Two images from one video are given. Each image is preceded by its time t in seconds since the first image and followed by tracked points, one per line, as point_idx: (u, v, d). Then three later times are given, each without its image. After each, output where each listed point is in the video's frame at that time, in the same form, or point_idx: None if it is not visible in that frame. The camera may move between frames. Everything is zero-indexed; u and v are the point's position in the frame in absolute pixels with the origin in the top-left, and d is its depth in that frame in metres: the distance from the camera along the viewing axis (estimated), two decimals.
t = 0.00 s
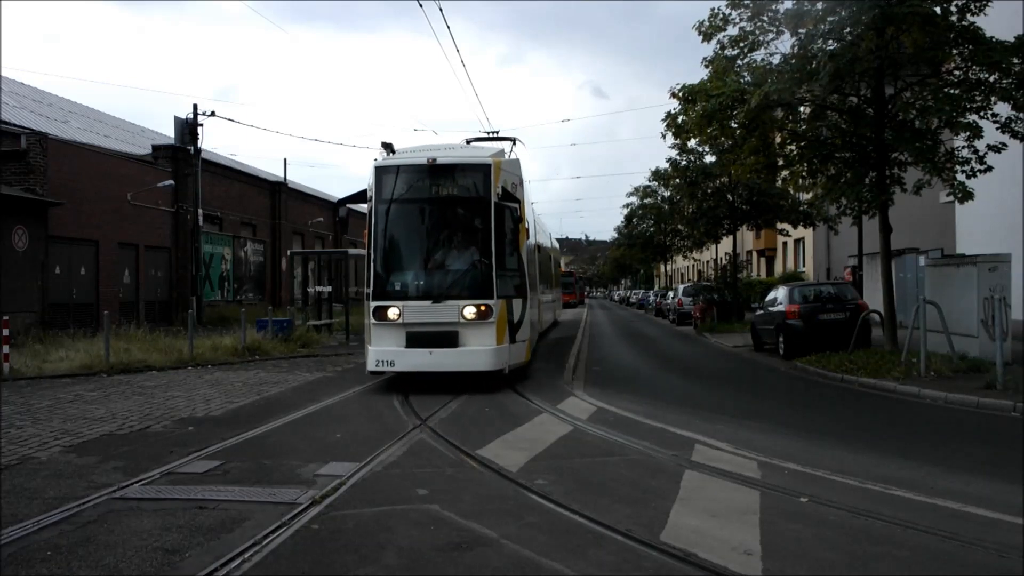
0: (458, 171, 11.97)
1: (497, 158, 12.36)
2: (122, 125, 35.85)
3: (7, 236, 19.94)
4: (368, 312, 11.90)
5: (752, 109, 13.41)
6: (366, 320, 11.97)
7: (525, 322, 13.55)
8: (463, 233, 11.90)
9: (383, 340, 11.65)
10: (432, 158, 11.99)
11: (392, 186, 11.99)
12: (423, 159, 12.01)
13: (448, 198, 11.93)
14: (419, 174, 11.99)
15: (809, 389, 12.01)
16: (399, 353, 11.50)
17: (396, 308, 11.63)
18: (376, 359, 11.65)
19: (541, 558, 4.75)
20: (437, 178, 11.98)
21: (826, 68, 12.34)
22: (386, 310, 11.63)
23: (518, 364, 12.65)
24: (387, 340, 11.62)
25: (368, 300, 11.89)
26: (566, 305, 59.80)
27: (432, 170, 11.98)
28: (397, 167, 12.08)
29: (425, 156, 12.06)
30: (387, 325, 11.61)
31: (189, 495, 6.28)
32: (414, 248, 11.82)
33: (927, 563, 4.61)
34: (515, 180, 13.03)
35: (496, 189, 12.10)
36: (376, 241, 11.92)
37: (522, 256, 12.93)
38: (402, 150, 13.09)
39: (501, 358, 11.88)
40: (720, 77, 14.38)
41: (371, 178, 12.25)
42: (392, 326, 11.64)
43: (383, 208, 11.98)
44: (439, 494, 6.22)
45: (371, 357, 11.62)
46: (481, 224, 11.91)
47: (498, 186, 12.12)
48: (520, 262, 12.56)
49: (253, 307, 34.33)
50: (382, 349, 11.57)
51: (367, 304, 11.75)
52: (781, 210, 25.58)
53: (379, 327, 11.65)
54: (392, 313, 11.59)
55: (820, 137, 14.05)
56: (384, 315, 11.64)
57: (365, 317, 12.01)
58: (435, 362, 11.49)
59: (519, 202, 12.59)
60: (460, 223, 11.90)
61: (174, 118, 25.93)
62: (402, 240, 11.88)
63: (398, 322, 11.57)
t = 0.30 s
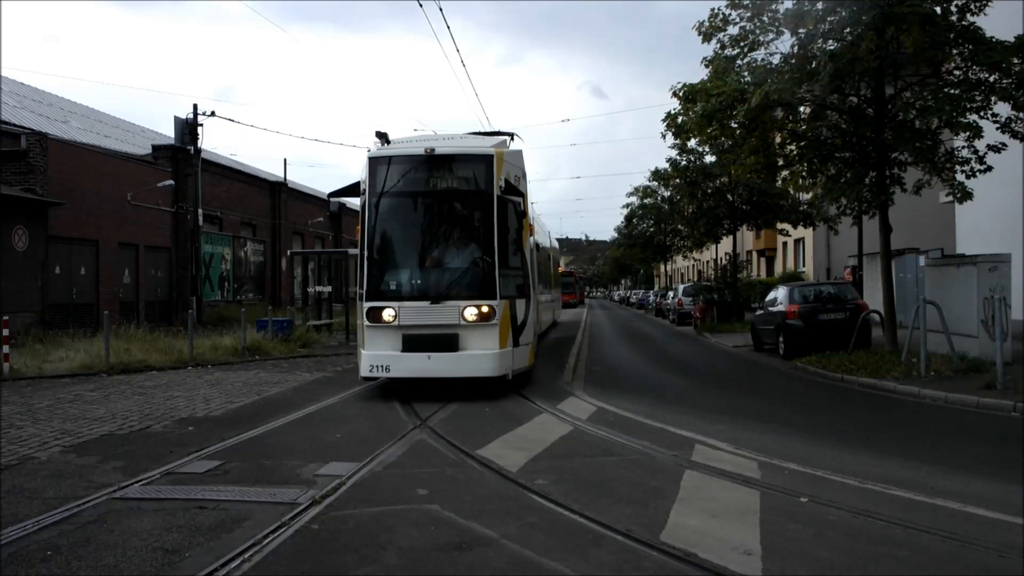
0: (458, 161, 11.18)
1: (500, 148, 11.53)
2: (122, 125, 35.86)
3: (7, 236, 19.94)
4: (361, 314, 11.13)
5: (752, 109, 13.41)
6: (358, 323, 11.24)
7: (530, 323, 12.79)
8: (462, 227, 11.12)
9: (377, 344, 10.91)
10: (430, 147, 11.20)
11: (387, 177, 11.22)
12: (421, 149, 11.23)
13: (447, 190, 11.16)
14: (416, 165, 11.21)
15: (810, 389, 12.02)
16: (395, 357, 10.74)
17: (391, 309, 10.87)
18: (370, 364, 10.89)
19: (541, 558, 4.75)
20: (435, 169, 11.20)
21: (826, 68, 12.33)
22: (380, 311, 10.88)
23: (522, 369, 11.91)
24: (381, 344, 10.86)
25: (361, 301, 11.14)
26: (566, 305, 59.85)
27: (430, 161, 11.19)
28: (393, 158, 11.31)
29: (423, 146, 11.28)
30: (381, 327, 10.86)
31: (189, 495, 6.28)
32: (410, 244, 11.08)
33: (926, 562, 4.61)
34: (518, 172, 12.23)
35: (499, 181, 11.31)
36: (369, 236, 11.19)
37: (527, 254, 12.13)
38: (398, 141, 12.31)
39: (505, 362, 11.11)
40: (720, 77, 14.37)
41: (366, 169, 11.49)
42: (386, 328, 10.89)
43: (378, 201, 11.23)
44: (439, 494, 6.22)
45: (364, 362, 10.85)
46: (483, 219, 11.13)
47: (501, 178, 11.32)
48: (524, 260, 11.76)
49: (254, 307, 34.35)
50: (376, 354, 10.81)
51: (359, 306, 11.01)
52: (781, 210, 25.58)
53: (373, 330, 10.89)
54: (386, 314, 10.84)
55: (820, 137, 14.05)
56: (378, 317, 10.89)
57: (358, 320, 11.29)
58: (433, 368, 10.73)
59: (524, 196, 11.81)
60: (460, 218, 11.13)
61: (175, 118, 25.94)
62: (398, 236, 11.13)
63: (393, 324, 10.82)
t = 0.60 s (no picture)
0: (461, 150, 10.48)
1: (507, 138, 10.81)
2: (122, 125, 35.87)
3: (7, 236, 19.94)
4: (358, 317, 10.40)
5: (752, 109, 13.41)
6: (354, 326, 10.49)
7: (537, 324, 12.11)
8: (465, 221, 10.40)
9: (375, 348, 10.18)
10: (433, 135, 10.50)
11: (385, 168, 10.51)
12: (422, 137, 10.52)
13: (449, 182, 10.45)
14: (417, 154, 10.50)
15: (810, 389, 12.02)
16: (394, 363, 10.03)
17: (390, 310, 10.16)
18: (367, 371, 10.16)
19: (541, 558, 4.75)
20: (437, 159, 10.48)
21: (826, 68, 12.32)
22: (378, 313, 10.15)
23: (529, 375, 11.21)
24: (379, 349, 10.14)
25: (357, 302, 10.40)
26: (567, 305, 59.85)
27: (431, 150, 10.48)
28: (391, 147, 10.59)
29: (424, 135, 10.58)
30: (379, 330, 10.14)
31: (189, 495, 6.28)
32: (409, 240, 10.36)
33: (926, 562, 4.61)
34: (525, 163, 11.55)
35: (506, 172, 10.60)
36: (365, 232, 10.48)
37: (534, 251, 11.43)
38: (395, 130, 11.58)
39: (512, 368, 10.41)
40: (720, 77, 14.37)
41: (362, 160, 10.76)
42: (384, 332, 10.17)
43: (376, 194, 10.51)
44: (439, 494, 6.22)
45: (361, 368, 10.12)
46: (487, 212, 10.42)
47: (508, 169, 10.63)
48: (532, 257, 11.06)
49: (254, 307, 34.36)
50: (374, 359, 10.09)
51: (355, 307, 10.27)
52: (781, 210, 25.59)
53: (370, 333, 10.17)
54: (385, 316, 10.12)
55: (820, 137, 14.05)
56: (375, 320, 10.15)
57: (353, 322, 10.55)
58: (435, 375, 10.01)
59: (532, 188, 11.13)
60: (463, 211, 10.42)
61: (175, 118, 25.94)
62: (396, 232, 10.40)
63: (392, 326, 10.10)
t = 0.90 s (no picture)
0: (470, 137, 9.61)
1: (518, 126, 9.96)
2: (123, 125, 35.89)
3: (7, 236, 19.94)
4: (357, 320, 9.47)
5: (752, 109, 13.43)
6: (353, 330, 9.63)
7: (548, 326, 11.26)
8: (474, 215, 9.52)
9: (376, 354, 9.28)
10: (439, 121, 9.63)
11: (385, 156, 9.59)
12: (428, 123, 9.63)
13: (456, 172, 9.56)
14: (420, 142, 9.60)
15: (809, 389, 12.03)
16: (398, 370, 9.11)
17: (393, 312, 9.23)
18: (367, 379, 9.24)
19: (541, 558, 4.75)
20: (442, 148, 9.60)
21: (826, 68, 12.32)
22: (379, 315, 9.25)
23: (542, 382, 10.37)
24: (381, 355, 9.24)
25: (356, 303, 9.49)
26: (567, 305, 59.89)
27: (437, 137, 9.60)
28: (393, 133, 9.65)
29: (430, 121, 9.69)
30: (381, 333, 9.24)
31: (189, 495, 6.29)
32: (411, 237, 9.46)
33: (926, 562, 4.61)
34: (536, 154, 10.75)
35: (519, 161, 9.74)
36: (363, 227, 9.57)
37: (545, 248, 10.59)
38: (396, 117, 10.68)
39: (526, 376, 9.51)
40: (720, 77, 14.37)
41: (359, 148, 9.82)
42: (386, 336, 9.27)
43: (375, 185, 9.57)
44: (439, 494, 6.22)
45: (360, 376, 9.21)
46: (497, 205, 9.56)
47: (522, 158, 9.77)
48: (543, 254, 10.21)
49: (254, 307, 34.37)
50: (375, 365, 9.18)
51: (355, 309, 9.36)
52: (781, 210, 25.60)
53: (370, 337, 9.26)
54: (388, 319, 9.22)
55: (820, 137, 14.03)
56: (377, 322, 9.26)
57: (352, 326, 9.67)
58: (442, 384, 9.12)
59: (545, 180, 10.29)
60: (471, 204, 9.54)
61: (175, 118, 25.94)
62: (397, 227, 9.48)
63: (395, 330, 9.21)
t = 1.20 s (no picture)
0: (484, 121, 8.84)
1: (536, 112, 9.15)
2: (122, 125, 35.89)
3: (7, 236, 19.95)
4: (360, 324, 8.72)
5: (752, 108, 13.43)
6: (355, 335, 8.91)
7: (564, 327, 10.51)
8: (487, 208, 8.76)
9: (382, 361, 8.54)
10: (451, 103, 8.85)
11: (390, 142, 8.81)
12: (437, 108, 8.83)
13: (467, 160, 8.79)
14: (429, 127, 8.83)
15: (809, 389, 12.03)
16: (405, 378, 8.37)
17: (399, 315, 8.48)
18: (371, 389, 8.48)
19: (541, 558, 4.75)
20: (453, 133, 8.82)
21: (826, 67, 12.31)
22: (385, 318, 8.50)
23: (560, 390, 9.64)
24: (386, 362, 8.52)
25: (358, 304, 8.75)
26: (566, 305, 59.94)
27: (446, 122, 8.82)
28: (397, 118, 8.85)
29: (439, 105, 8.89)
30: (387, 338, 8.51)
31: (190, 495, 6.28)
32: (418, 231, 8.72)
33: (926, 562, 4.61)
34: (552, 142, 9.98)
35: (538, 148, 8.97)
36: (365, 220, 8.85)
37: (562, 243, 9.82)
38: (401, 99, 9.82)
39: (546, 384, 8.76)
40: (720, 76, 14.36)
41: (360, 134, 9.05)
42: (392, 341, 8.55)
43: (378, 175, 8.81)
44: (439, 494, 6.22)
45: (364, 385, 8.45)
46: (512, 197, 8.78)
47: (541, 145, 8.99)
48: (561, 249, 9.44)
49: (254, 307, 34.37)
50: (380, 373, 8.43)
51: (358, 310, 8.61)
52: (781, 210, 25.60)
53: (375, 342, 8.53)
54: (394, 322, 8.48)
55: (820, 137, 13.94)
56: (382, 326, 8.52)
57: (354, 331, 8.95)
58: (454, 393, 8.36)
59: (564, 170, 9.57)
60: (483, 195, 8.77)
61: (174, 118, 25.95)
62: (403, 221, 8.74)
63: (402, 334, 8.46)
